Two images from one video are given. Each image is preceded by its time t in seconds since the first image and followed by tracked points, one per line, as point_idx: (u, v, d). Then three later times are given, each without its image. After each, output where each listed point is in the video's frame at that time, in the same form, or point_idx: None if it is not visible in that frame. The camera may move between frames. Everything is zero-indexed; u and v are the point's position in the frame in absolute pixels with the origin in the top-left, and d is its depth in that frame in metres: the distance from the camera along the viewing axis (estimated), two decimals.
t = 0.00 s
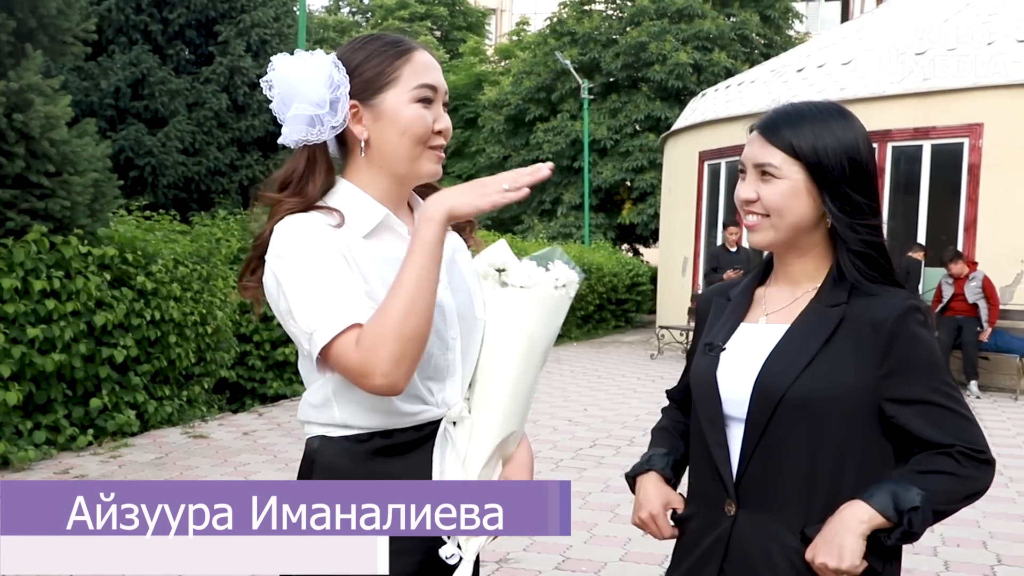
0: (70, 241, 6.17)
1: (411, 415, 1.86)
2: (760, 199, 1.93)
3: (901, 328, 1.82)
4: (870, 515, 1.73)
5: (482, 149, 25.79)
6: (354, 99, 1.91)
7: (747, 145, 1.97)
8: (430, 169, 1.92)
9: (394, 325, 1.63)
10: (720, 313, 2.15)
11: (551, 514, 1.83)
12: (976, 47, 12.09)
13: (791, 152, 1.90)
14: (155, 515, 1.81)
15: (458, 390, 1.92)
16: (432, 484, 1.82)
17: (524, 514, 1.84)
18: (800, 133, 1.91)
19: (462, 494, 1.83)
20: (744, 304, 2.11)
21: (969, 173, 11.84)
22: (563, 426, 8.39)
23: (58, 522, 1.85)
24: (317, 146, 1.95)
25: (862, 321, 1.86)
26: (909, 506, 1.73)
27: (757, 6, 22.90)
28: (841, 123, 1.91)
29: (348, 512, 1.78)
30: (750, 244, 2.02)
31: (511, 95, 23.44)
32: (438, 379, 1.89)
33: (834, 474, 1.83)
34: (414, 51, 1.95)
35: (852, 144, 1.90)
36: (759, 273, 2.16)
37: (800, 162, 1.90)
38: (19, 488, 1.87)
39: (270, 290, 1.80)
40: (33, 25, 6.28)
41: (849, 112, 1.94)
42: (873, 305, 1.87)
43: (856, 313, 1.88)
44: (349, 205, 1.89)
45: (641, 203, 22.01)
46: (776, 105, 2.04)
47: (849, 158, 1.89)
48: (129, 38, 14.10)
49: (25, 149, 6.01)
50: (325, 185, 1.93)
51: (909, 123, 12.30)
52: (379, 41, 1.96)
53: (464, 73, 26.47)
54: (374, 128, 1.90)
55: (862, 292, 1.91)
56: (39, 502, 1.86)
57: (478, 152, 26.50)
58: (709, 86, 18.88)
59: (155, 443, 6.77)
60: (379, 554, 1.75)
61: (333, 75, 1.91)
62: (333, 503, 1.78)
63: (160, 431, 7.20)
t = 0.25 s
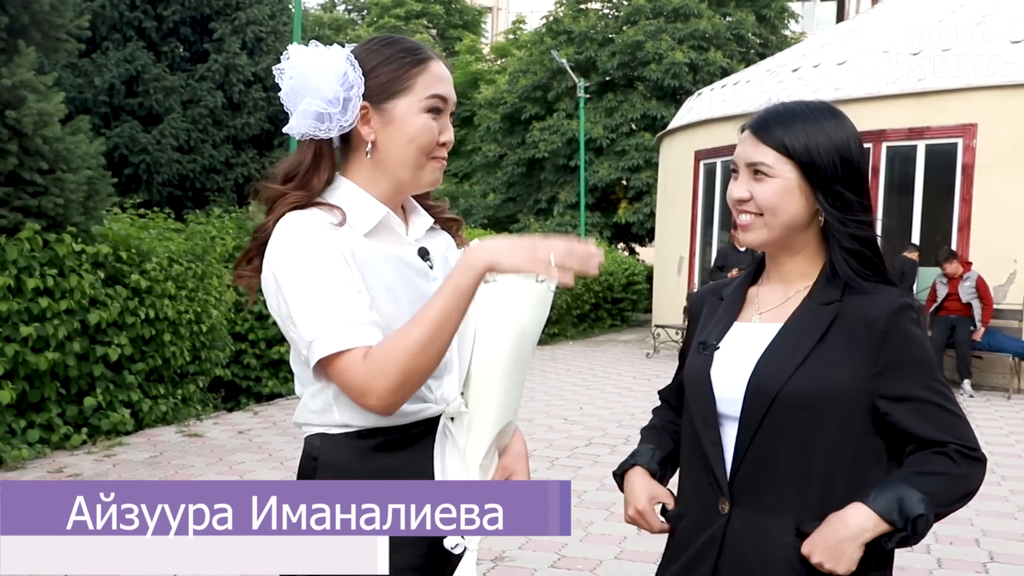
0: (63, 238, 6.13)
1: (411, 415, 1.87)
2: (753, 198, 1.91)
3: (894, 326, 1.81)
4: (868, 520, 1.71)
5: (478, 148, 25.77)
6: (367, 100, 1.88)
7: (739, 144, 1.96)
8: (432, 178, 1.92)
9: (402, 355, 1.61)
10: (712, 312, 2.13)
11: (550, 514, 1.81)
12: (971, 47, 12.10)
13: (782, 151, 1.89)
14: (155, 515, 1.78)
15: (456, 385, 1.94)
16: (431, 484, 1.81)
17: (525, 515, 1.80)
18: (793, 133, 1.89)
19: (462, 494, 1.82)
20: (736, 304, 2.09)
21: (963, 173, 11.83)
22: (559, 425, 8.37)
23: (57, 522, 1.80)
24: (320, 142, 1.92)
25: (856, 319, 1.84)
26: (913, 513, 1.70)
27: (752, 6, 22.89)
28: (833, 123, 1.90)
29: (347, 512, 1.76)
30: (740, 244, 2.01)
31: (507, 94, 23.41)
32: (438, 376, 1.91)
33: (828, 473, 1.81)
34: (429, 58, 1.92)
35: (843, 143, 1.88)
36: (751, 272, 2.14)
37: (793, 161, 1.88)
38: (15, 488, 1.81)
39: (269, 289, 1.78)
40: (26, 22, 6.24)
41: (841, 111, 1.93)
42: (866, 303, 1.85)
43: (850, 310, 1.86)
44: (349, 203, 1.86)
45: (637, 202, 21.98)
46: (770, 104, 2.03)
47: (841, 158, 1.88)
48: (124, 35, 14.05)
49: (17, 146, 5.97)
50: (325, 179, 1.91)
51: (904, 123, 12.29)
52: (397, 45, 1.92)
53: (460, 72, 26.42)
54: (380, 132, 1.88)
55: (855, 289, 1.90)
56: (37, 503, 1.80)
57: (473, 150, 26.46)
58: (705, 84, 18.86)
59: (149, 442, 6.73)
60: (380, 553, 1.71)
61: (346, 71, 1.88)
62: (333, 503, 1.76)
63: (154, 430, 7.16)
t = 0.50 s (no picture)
0: (59, 236, 6.13)
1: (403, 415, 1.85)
2: (759, 198, 1.92)
3: (889, 327, 1.82)
4: (864, 531, 1.72)
5: (475, 146, 25.78)
6: (369, 104, 1.89)
7: (738, 144, 1.97)
8: (432, 180, 1.93)
9: (324, 418, 1.66)
10: (705, 314, 2.14)
11: (550, 515, 1.81)
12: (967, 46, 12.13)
13: (784, 150, 1.90)
14: (155, 515, 1.78)
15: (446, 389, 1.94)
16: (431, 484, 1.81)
17: (525, 515, 1.80)
18: (795, 131, 1.91)
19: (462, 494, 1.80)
20: (730, 305, 2.10)
21: (958, 172, 11.87)
22: (555, 423, 8.39)
23: (58, 522, 1.80)
24: (324, 146, 1.93)
25: (851, 320, 1.85)
26: (915, 528, 1.71)
27: (749, 4, 22.92)
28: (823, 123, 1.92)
29: (348, 512, 1.78)
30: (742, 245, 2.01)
31: (504, 92, 23.42)
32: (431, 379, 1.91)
33: (822, 475, 1.82)
34: (430, 60, 1.93)
35: (840, 144, 1.91)
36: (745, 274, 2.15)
37: (795, 160, 1.90)
38: (15, 488, 1.81)
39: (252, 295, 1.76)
40: (22, 19, 6.24)
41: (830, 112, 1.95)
42: (861, 304, 1.87)
43: (846, 311, 1.87)
44: (354, 205, 1.87)
45: (634, 200, 22.00)
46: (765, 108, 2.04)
47: (840, 158, 1.90)
48: (120, 32, 14.03)
49: (13, 143, 5.97)
50: (335, 177, 1.92)
51: (900, 122, 12.33)
52: (398, 48, 1.93)
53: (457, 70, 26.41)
54: (385, 135, 1.89)
55: (851, 289, 1.91)
56: (39, 501, 1.81)
57: (471, 148, 26.46)
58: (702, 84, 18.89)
59: (145, 440, 6.73)
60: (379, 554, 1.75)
61: (351, 79, 1.89)
62: (333, 503, 1.77)
63: (150, 427, 7.16)
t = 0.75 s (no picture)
0: (59, 235, 6.15)
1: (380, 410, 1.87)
2: (826, 185, 2.01)
3: (879, 321, 1.88)
4: (821, 503, 1.76)
5: (475, 146, 25.81)
6: (335, 106, 1.96)
7: (781, 140, 2.03)
8: (416, 167, 1.94)
9: (251, 417, 1.76)
10: (688, 316, 2.16)
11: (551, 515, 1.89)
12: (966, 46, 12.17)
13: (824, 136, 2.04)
14: (155, 515, 1.82)
15: (435, 387, 1.95)
16: (430, 485, 1.84)
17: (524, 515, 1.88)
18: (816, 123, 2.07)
19: (462, 494, 1.86)
20: (713, 309, 2.14)
21: (958, 171, 11.90)
22: (553, 422, 8.41)
23: (58, 522, 1.83)
24: (308, 154, 1.97)
25: (844, 316, 1.91)
26: (871, 511, 1.74)
27: (749, 4, 22.94)
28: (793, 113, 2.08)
29: (347, 512, 1.77)
30: (784, 243, 2.04)
31: (504, 92, 23.43)
32: (416, 377, 1.92)
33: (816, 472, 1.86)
34: (389, 50, 1.98)
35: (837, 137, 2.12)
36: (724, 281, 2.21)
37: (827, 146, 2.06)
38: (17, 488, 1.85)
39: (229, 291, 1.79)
40: (22, 18, 6.25)
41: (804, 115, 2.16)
42: (851, 301, 1.93)
43: (837, 309, 1.93)
44: (341, 200, 1.90)
45: (633, 200, 22.02)
46: (747, 118, 2.15)
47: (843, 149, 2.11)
48: (121, 32, 14.05)
49: (14, 143, 5.98)
50: (322, 182, 1.95)
51: (898, 122, 12.36)
52: (356, 47, 2.00)
53: (457, 70, 26.42)
54: (359, 131, 1.94)
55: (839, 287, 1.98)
56: (39, 502, 1.84)
57: (470, 147, 26.47)
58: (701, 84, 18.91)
59: (144, 439, 6.76)
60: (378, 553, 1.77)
61: (318, 88, 1.95)
62: (333, 503, 1.77)
63: (149, 426, 7.18)
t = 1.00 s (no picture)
0: (58, 236, 6.18)
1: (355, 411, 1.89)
2: (801, 186, 2.13)
3: (852, 314, 2.09)
4: (777, 466, 1.98)
5: (474, 147, 25.84)
6: (311, 110, 2.02)
7: (756, 141, 2.17)
8: (390, 168, 1.98)
9: (264, 411, 1.80)
10: (662, 313, 2.23)
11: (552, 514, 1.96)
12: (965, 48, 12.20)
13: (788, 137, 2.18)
14: (155, 515, 1.83)
15: (410, 387, 1.97)
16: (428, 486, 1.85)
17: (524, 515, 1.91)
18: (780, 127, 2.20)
19: (462, 495, 1.87)
20: (687, 305, 2.24)
21: (957, 173, 11.89)
22: (552, 424, 8.44)
23: (57, 522, 1.84)
24: (286, 158, 2.04)
25: (822, 310, 2.09)
26: (819, 476, 1.95)
27: (748, 6, 22.98)
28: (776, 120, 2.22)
29: (348, 512, 1.84)
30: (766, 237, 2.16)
31: (503, 93, 23.46)
32: (390, 377, 1.95)
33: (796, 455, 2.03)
34: (363, 52, 2.03)
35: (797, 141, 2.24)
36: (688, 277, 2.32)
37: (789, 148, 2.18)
38: (14, 489, 1.85)
39: (215, 295, 1.86)
40: (22, 21, 6.28)
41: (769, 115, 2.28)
42: (827, 296, 2.11)
43: (815, 303, 2.11)
44: (317, 204, 1.97)
45: (632, 201, 22.04)
46: (714, 120, 2.27)
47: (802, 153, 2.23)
48: (121, 34, 14.08)
49: (14, 145, 6.00)
50: (299, 189, 2.02)
51: (898, 123, 12.46)
52: (332, 50, 2.05)
53: (456, 71, 26.42)
54: (334, 135, 2.00)
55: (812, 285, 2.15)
56: (38, 502, 1.85)
57: (470, 149, 26.48)
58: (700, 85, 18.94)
59: (142, 440, 6.77)
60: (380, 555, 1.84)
61: (294, 92, 2.02)
62: (334, 503, 1.84)
63: (148, 427, 7.19)
